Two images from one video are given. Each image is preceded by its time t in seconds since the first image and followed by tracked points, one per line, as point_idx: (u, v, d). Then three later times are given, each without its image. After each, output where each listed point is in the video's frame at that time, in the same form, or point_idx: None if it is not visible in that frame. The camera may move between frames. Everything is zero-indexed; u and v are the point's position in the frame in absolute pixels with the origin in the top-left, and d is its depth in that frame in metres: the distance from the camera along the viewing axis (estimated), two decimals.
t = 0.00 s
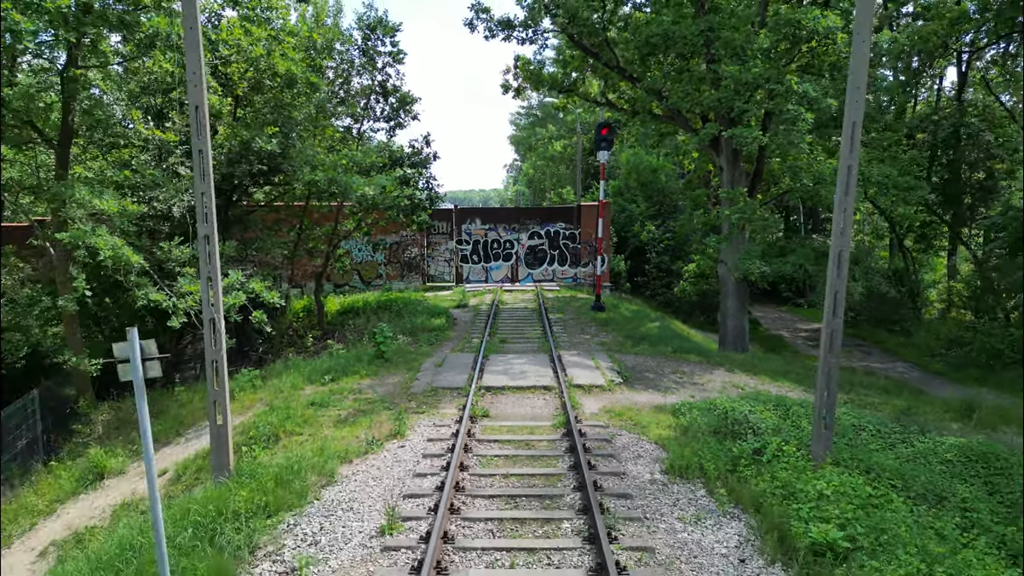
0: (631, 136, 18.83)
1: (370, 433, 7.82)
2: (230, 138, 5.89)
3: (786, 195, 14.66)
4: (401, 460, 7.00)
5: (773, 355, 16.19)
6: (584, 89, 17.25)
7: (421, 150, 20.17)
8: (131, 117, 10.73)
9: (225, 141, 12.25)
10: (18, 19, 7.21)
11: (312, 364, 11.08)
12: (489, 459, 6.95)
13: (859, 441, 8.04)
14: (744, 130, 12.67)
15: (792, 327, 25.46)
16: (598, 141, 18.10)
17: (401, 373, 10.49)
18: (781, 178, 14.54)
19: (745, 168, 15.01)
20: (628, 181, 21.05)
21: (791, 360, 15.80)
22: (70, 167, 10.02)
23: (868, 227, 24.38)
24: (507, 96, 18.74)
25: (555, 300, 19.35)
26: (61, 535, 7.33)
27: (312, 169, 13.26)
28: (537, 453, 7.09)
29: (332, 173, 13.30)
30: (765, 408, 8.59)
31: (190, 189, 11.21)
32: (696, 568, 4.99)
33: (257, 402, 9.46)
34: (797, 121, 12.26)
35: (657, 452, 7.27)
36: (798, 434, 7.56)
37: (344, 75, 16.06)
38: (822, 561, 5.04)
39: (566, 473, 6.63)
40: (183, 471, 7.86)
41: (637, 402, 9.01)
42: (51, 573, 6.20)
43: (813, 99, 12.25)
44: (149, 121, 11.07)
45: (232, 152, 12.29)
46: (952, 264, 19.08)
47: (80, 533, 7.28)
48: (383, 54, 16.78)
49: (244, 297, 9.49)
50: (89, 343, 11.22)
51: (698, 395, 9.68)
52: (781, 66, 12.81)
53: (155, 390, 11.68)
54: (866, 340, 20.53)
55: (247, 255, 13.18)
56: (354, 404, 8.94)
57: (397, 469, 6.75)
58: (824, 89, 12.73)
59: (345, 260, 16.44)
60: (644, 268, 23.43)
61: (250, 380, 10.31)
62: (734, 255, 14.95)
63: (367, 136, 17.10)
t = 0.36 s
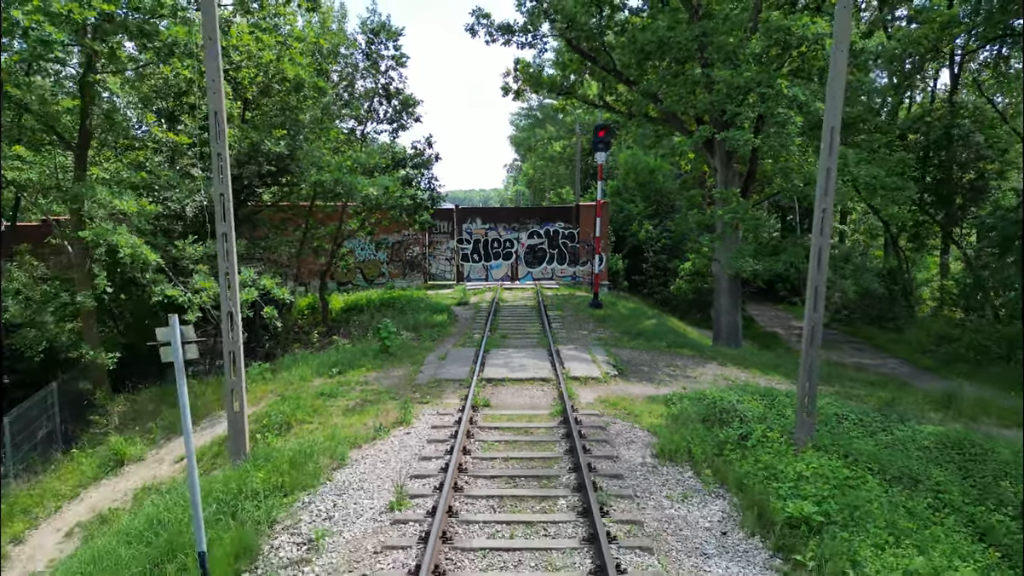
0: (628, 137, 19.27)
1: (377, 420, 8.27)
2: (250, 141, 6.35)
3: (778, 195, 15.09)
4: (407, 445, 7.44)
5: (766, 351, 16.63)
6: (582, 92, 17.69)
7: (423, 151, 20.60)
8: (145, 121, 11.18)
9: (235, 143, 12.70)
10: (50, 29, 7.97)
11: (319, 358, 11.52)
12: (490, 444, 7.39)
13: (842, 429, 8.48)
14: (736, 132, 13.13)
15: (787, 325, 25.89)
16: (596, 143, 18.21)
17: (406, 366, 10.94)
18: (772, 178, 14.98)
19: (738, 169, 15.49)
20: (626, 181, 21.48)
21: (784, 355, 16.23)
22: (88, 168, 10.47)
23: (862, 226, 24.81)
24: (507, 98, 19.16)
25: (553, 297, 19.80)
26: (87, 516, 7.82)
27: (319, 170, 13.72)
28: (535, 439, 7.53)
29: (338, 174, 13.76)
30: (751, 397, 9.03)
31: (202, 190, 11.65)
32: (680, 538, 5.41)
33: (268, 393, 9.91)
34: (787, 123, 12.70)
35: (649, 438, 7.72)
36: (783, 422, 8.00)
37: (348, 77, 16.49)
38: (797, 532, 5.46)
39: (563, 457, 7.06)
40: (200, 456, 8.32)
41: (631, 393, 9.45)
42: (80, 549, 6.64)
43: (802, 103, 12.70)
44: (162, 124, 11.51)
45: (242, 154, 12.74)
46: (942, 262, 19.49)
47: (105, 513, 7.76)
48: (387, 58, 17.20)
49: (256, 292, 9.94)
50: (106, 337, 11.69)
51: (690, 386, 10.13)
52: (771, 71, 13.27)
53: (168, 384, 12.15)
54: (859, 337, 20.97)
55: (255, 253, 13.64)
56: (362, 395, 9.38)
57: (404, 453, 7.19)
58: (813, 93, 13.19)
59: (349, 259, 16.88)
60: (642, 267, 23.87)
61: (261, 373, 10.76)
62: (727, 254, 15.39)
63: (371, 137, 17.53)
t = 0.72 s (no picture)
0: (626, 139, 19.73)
1: (384, 409, 8.74)
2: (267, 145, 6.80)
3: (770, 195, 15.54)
4: (413, 431, 7.89)
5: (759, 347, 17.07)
6: (581, 95, 18.15)
7: (425, 152, 21.05)
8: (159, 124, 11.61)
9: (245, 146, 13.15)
10: (79, 43, 8.83)
11: (327, 352, 11.98)
12: (491, 431, 7.85)
13: (825, 419, 8.93)
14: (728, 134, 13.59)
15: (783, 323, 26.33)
16: (594, 145, 18.64)
17: (410, 360, 11.40)
18: (765, 179, 15.43)
19: (731, 170, 15.96)
20: (624, 181, 21.93)
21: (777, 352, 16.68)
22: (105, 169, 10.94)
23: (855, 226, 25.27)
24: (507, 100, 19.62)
25: (552, 295, 20.24)
26: (110, 498, 8.28)
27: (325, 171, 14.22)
28: (533, 426, 7.99)
29: (343, 174, 14.26)
30: (740, 389, 9.48)
31: (214, 190, 12.12)
32: (667, 513, 5.85)
33: (279, 384, 10.36)
34: (778, 126, 13.16)
35: (640, 425, 8.17)
36: (767, 410, 8.46)
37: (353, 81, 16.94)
38: (775, 507, 5.91)
39: (559, 442, 7.52)
40: (214, 444, 8.77)
41: (625, 384, 9.92)
42: (107, 528, 7.11)
43: (792, 106, 13.17)
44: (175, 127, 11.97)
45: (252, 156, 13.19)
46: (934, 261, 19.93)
47: (128, 496, 8.22)
48: (390, 62, 17.65)
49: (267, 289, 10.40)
50: (121, 332, 12.18)
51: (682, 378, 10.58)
52: (763, 75, 13.74)
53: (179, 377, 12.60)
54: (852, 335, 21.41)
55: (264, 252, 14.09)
56: (368, 386, 9.84)
57: (410, 439, 7.65)
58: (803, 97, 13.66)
59: (353, 257, 17.33)
60: (639, 266, 24.30)
61: (271, 366, 11.22)
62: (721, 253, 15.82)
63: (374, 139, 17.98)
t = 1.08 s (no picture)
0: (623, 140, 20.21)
1: (391, 399, 9.22)
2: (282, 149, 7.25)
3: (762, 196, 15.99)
4: (418, 419, 8.37)
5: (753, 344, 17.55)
6: (579, 97, 18.62)
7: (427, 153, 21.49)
8: (173, 127, 12.06)
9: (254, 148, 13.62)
10: (102, 53, 9.26)
11: (333, 347, 12.46)
12: (491, 419, 8.33)
13: (809, 409, 9.41)
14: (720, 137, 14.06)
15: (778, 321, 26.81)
16: (592, 146, 19.27)
17: (413, 354, 11.88)
18: (757, 181, 15.91)
19: (725, 171, 16.43)
20: (622, 182, 22.40)
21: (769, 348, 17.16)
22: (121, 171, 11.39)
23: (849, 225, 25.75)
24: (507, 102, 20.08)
25: (551, 293, 20.71)
26: (131, 483, 8.76)
27: (331, 173, 14.72)
28: (531, 414, 8.46)
29: (348, 175, 14.75)
30: (729, 380, 9.96)
31: (225, 191, 12.59)
32: (656, 491, 6.32)
33: (288, 376, 10.83)
34: (768, 129, 13.63)
35: (632, 414, 8.65)
36: (753, 400, 8.95)
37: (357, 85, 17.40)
38: (755, 485, 6.37)
39: (555, 429, 7.99)
40: (229, 432, 9.24)
41: (619, 376, 10.40)
42: (131, 508, 7.59)
43: (782, 111, 13.63)
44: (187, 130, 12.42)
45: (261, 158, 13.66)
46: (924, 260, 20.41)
47: (148, 481, 8.70)
48: (393, 65, 18.09)
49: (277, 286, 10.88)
50: (134, 327, 12.66)
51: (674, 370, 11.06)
52: (754, 80, 14.20)
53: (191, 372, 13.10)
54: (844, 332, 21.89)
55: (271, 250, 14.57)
56: (375, 378, 10.33)
57: (416, 426, 8.12)
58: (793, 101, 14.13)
59: (357, 256, 17.80)
60: (637, 265, 24.77)
61: (280, 360, 11.70)
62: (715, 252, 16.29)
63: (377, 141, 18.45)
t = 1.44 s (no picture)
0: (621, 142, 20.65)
1: (395, 391, 9.64)
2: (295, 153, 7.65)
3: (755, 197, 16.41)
4: (422, 409, 8.79)
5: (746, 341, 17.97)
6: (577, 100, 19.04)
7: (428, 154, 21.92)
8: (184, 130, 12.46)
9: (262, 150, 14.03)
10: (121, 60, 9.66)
11: (339, 342, 12.88)
12: (491, 409, 8.75)
13: (795, 401, 9.83)
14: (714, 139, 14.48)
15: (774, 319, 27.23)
16: (589, 148, 19.64)
17: (416, 349, 12.29)
18: (750, 182, 16.33)
19: (719, 173, 16.84)
20: (620, 183, 22.83)
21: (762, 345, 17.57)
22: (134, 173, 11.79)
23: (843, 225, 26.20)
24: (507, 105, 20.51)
25: (550, 292, 21.13)
26: (147, 471, 9.18)
27: (336, 174, 15.15)
28: (529, 405, 8.89)
29: (352, 176, 15.16)
30: (719, 374, 10.38)
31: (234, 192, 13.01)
32: (645, 474, 6.74)
33: (296, 370, 11.25)
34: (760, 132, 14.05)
35: (625, 404, 9.08)
36: (741, 392, 9.38)
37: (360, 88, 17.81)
38: (739, 468, 6.79)
39: (552, 418, 8.41)
40: (240, 422, 9.67)
41: (615, 370, 10.83)
42: (149, 493, 8.02)
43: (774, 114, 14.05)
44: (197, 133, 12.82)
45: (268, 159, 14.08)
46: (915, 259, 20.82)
47: (164, 468, 9.12)
48: (395, 69, 18.51)
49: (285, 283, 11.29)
50: (146, 324, 13.09)
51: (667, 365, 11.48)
52: (747, 83, 14.63)
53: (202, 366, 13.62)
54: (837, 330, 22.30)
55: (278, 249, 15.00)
56: (380, 372, 10.75)
57: (420, 415, 8.54)
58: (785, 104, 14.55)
59: (360, 255, 18.25)
60: (635, 264, 25.19)
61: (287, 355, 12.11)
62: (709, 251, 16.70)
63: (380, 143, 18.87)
